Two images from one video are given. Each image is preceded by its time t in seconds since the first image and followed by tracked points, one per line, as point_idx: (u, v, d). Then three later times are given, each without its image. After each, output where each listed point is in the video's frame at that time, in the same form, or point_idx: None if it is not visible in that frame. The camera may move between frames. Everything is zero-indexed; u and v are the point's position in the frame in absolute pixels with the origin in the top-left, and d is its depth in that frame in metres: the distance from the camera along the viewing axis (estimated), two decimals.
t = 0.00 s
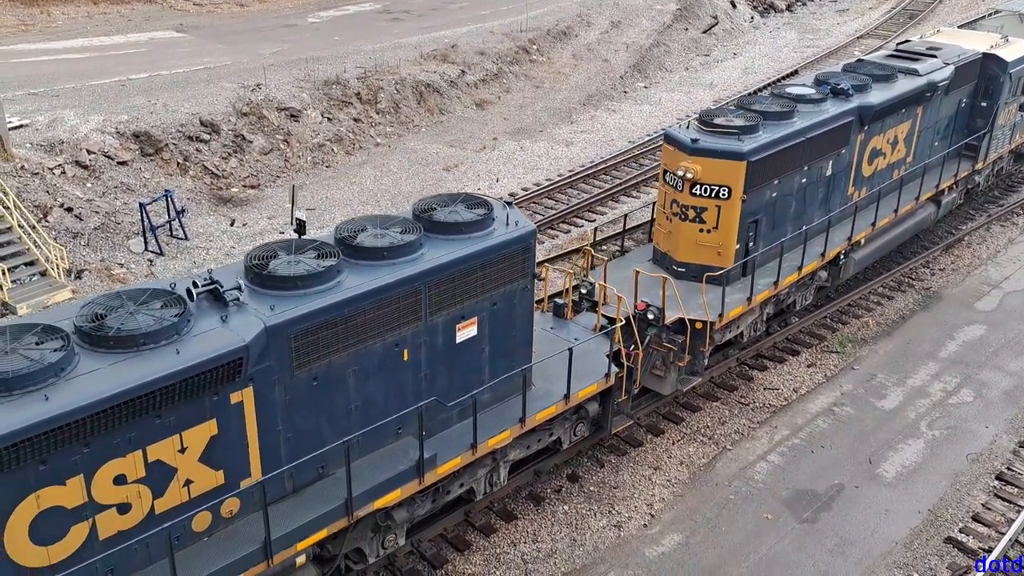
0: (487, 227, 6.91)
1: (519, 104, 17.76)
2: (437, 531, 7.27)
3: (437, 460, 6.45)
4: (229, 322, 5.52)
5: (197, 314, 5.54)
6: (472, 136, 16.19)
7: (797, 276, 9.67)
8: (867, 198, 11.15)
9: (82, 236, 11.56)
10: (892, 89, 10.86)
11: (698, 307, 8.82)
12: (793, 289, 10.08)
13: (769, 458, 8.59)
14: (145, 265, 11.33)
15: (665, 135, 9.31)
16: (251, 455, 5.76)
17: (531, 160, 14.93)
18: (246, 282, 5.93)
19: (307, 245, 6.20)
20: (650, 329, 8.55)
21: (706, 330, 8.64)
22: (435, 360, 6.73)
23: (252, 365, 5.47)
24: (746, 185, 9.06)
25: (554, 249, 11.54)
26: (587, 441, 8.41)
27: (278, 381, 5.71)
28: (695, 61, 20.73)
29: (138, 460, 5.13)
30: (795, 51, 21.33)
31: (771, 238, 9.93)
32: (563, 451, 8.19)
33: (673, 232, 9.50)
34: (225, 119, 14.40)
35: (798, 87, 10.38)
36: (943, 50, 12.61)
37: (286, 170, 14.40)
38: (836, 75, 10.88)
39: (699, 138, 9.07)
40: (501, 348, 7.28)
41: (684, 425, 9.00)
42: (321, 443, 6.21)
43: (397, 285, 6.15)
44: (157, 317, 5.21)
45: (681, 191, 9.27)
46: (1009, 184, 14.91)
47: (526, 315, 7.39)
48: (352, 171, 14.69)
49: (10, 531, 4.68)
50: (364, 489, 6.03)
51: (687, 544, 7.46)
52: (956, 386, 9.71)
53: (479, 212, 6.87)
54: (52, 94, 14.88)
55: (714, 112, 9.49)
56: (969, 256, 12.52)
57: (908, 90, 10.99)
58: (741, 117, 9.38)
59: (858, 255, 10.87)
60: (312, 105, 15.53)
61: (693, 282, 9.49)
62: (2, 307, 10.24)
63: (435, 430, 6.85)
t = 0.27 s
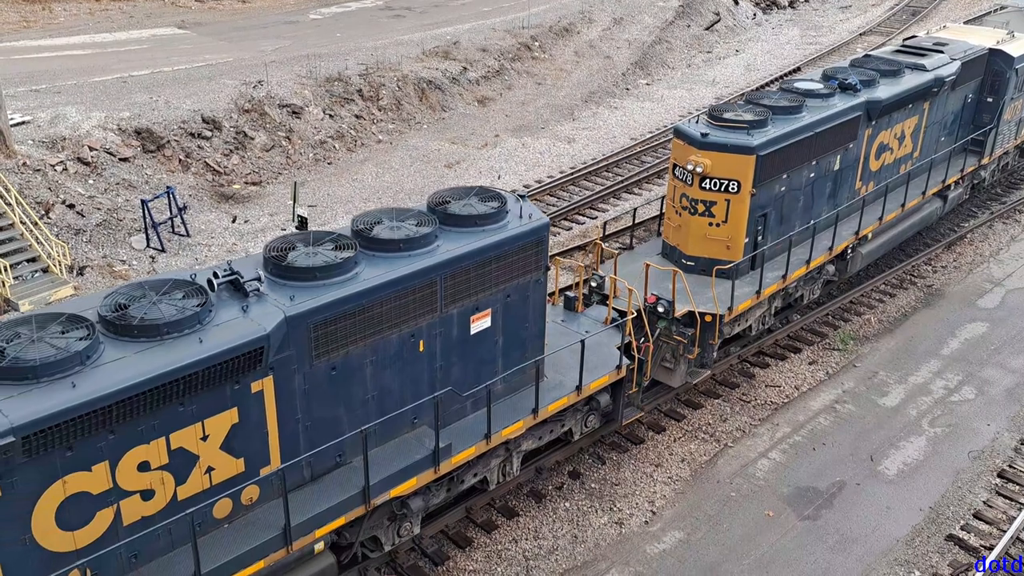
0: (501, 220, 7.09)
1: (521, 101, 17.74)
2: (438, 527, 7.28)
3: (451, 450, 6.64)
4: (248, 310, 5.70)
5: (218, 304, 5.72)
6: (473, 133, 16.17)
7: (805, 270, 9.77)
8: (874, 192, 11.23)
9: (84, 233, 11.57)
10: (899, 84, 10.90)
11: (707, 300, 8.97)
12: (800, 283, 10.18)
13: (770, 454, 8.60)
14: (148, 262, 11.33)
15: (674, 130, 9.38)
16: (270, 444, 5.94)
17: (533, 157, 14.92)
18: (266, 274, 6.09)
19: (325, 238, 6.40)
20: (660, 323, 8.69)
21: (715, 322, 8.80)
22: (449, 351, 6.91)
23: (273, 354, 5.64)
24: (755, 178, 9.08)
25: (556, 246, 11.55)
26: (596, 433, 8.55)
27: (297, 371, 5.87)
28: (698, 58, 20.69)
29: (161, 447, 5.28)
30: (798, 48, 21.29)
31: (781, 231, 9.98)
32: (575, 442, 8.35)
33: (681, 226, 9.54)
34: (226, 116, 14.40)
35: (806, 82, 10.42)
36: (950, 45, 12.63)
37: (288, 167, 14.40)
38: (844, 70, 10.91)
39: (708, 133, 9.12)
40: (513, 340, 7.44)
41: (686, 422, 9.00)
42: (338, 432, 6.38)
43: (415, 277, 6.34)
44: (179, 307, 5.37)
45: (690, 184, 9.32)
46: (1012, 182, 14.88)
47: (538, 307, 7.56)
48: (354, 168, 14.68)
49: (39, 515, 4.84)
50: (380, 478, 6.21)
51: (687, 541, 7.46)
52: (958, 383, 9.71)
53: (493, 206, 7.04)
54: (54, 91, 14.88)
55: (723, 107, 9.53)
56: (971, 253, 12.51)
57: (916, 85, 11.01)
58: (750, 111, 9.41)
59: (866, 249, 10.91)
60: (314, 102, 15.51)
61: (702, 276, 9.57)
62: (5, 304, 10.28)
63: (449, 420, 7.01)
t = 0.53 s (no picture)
0: (515, 213, 7.10)
1: (524, 99, 17.74)
2: (440, 524, 7.28)
3: (467, 440, 6.69)
4: (269, 301, 5.77)
5: (239, 294, 5.80)
6: (476, 131, 16.17)
7: (813, 265, 9.81)
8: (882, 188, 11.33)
9: (86, 229, 11.58)
10: (906, 81, 10.97)
11: (716, 295, 9.01)
12: (809, 277, 10.20)
13: (771, 453, 8.59)
14: (150, 259, 11.34)
15: (685, 125, 9.38)
16: (289, 433, 6.01)
17: (534, 154, 14.92)
18: (284, 265, 6.13)
19: (342, 230, 6.43)
20: (670, 317, 8.75)
21: (724, 317, 8.82)
22: (464, 342, 6.95)
23: (293, 344, 5.70)
24: (765, 173, 9.17)
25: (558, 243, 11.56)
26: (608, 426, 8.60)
27: (316, 360, 5.93)
28: (700, 56, 20.68)
29: (183, 435, 5.39)
30: (800, 46, 21.28)
31: (788, 227, 10.03)
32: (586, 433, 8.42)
33: (692, 220, 9.62)
34: (229, 113, 14.40)
35: (814, 78, 10.46)
36: (956, 42, 12.70)
37: (290, 163, 14.40)
38: (852, 66, 10.94)
39: (718, 128, 9.15)
40: (527, 332, 7.49)
41: (688, 420, 9.00)
42: (355, 422, 6.44)
43: (431, 269, 6.39)
44: (200, 297, 5.46)
45: (700, 179, 9.36)
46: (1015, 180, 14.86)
47: (552, 300, 7.59)
48: (356, 165, 14.69)
49: (65, 500, 4.95)
50: (398, 468, 6.27)
51: (688, 539, 7.46)
52: (959, 382, 9.70)
53: (507, 199, 7.05)
54: (56, 87, 14.88)
55: (733, 102, 9.51)
56: (973, 252, 12.50)
57: (921, 82, 11.08)
58: (760, 107, 9.42)
59: (874, 244, 10.98)
60: (316, 99, 15.51)
61: (712, 270, 9.66)
62: (6, 300, 10.27)
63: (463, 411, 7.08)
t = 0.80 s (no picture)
0: (529, 208, 7.22)
1: (526, 97, 17.74)
2: (441, 523, 7.29)
3: (481, 431, 6.77)
4: (288, 293, 5.86)
5: (259, 286, 5.90)
6: (478, 129, 16.17)
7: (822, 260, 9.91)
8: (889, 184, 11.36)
9: (89, 227, 11.59)
10: (913, 78, 11.07)
11: (726, 289, 9.13)
12: (817, 274, 10.24)
13: (773, 452, 8.59)
14: (152, 257, 11.36)
15: (694, 122, 9.52)
16: (308, 423, 6.11)
17: (537, 153, 14.92)
18: (304, 258, 6.26)
19: (359, 223, 6.56)
20: (681, 310, 8.88)
21: (734, 311, 8.96)
22: (479, 335, 7.07)
23: (313, 335, 5.82)
24: (774, 169, 9.26)
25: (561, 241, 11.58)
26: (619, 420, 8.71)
27: (335, 351, 6.05)
28: (702, 55, 20.67)
29: (206, 424, 5.46)
30: (803, 45, 21.27)
31: (797, 222, 10.13)
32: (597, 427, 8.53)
33: (701, 216, 9.70)
34: (231, 111, 14.41)
35: (822, 75, 10.58)
36: (962, 40, 12.78)
37: (293, 162, 14.42)
38: (859, 63, 11.05)
39: (727, 124, 9.29)
40: (540, 325, 7.59)
41: (689, 419, 9.00)
42: (372, 413, 6.55)
43: (447, 262, 6.50)
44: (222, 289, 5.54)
45: (709, 175, 9.48)
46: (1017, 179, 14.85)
47: (564, 294, 7.70)
48: (358, 163, 14.69)
49: (91, 488, 5.03)
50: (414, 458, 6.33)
51: (690, 538, 7.46)
52: (962, 381, 9.69)
53: (520, 193, 7.17)
54: (59, 86, 14.90)
55: (741, 100, 9.65)
56: (976, 251, 12.49)
57: (929, 79, 11.19)
58: (769, 104, 9.54)
59: (881, 240, 11.06)
60: (318, 97, 15.52)
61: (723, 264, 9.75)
62: (9, 298, 10.26)
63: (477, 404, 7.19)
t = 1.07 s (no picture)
0: (541, 202, 7.32)
1: (527, 95, 17.74)
2: (443, 521, 7.30)
3: (495, 422, 6.88)
4: (308, 284, 5.94)
5: (278, 278, 5.98)
6: (479, 127, 16.16)
7: (829, 255, 9.96)
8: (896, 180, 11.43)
9: (90, 225, 11.59)
10: (919, 74, 11.15)
11: (736, 284, 9.22)
12: (824, 270, 10.34)
13: (775, 450, 8.58)
14: (154, 254, 11.36)
15: (704, 117, 9.60)
16: (326, 413, 6.18)
17: (538, 151, 14.92)
18: (321, 251, 6.35)
19: (376, 217, 6.69)
20: (691, 305, 8.98)
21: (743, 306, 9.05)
22: (492, 328, 7.15)
23: (331, 326, 5.90)
24: (784, 164, 9.30)
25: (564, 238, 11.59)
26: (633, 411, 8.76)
27: (352, 343, 6.13)
28: (704, 53, 20.65)
29: (227, 413, 5.53)
30: (805, 42, 21.24)
31: (805, 217, 10.20)
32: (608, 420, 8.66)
33: (709, 211, 9.78)
34: (233, 108, 14.41)
35: (830, 71, 10.67)
36: (967, 36, 12.83)
37: (294, 159, 14.42)
38: (866, 59, 11.15)
39: (737, 120, 9.34)
40: (551, 318, 7.69)
41: (690, 417, 9.00)
42: (387, 404, 6.63)
43: (461, 255, 6.58)
44: (243, 280, 5.62)
45: (718, 171, 9.55)
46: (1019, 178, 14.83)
47: (575, 287, 7.81)
48: (360, 161, 14.69)
49: (115, 476, 5.09)
50: (430, 448, 6.45)
51: (691, 536, 7.46)
52: (963, 380, 9.69)
53: (533, 187, 7.27)
54: (61, 83, 14.91)
55: (750, 95, 9.74)
56: (978, 249, 12.49)
57: (936, 75, 11.23)
58: (777, 99, 9.63)
59: (887, 236, 11.18)
60: (320, 94, 15.52)
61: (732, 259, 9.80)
62: (11, 296, 10.26)
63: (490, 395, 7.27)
